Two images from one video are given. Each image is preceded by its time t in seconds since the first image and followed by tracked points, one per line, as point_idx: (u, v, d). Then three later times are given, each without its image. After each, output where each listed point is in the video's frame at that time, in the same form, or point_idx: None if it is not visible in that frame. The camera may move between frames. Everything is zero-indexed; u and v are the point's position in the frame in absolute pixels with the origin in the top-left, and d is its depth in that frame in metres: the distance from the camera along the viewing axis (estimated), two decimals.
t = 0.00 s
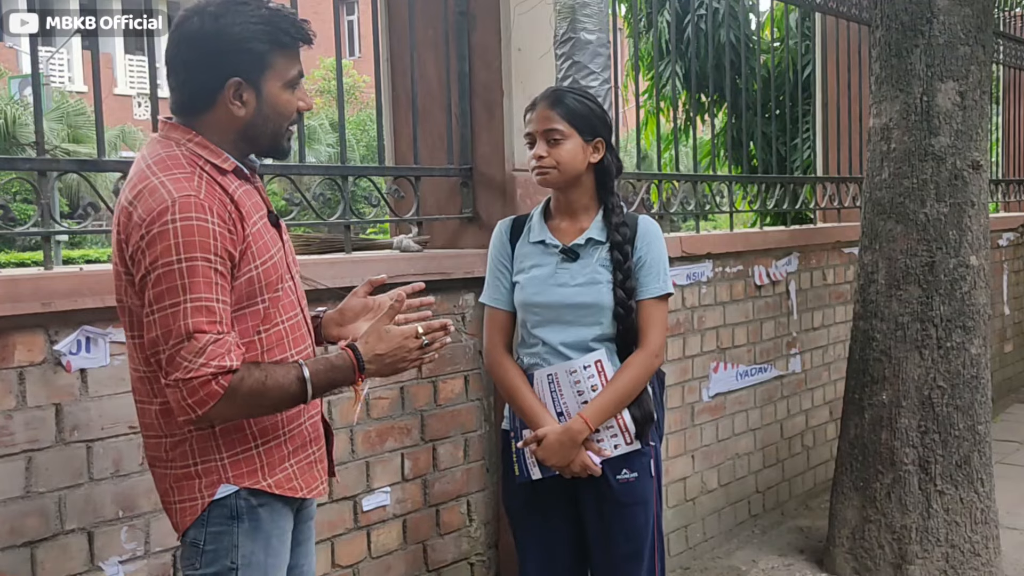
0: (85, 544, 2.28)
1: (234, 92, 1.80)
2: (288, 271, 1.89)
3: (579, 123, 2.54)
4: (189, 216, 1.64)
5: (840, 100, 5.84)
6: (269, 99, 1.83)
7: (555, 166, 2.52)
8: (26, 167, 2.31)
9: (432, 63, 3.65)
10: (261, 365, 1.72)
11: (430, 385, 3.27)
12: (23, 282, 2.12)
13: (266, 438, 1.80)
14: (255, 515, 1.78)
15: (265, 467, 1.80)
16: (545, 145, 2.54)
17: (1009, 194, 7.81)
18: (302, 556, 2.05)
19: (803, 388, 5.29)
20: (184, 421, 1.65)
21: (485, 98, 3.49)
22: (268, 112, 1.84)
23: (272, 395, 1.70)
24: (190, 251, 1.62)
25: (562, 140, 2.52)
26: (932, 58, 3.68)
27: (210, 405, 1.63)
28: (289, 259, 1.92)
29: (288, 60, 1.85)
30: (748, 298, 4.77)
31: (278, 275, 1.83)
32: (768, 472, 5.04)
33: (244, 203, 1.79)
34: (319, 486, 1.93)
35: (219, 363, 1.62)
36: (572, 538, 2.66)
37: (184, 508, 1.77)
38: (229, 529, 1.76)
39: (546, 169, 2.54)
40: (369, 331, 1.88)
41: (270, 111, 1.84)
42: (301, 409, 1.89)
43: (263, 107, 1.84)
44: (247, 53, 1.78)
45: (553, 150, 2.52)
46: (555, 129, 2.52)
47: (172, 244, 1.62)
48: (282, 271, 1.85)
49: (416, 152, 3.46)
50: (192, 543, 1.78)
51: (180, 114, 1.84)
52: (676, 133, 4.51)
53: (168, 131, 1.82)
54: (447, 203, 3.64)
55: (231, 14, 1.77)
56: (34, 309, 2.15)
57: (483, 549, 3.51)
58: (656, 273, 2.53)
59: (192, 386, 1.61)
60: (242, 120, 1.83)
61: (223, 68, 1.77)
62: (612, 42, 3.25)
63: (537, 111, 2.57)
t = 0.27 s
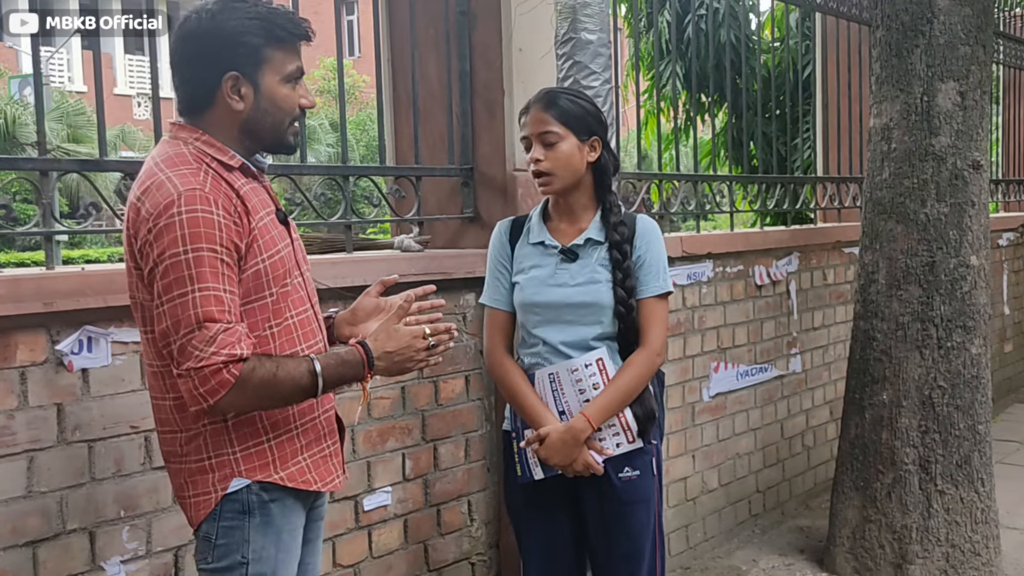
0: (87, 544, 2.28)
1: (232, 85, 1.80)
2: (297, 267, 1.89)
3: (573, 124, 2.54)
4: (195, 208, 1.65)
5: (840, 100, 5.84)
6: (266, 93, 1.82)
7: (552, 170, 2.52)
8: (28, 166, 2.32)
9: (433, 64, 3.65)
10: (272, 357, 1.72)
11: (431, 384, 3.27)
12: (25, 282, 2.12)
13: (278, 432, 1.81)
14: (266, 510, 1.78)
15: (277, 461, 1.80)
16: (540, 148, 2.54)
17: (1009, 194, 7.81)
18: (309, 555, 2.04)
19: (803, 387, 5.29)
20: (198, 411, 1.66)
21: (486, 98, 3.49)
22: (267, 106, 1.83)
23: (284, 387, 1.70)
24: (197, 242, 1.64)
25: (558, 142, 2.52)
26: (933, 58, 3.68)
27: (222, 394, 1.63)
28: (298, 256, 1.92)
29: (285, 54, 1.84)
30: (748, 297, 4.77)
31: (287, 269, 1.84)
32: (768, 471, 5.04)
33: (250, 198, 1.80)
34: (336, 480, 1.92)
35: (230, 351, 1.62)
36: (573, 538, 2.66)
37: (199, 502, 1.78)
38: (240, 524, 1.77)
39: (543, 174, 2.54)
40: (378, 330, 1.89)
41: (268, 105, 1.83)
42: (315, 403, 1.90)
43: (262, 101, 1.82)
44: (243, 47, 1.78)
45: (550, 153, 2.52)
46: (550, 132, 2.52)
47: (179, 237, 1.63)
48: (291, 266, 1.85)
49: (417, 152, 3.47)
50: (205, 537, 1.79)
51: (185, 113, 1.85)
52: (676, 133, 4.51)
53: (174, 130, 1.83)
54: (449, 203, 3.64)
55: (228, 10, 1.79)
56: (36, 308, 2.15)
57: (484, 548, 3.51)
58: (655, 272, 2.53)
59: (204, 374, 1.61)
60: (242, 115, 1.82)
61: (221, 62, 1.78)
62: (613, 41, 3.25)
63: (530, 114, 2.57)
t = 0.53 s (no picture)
0: (89, 543, 2.28)
1: (245, 83, 1.82)
2: (303, 264, 1.90)
3: (570, 122, 2.53)
4: (195, 200, 1.67)
5: (840, 99, 5.84)
6: (280, 90, 1.85)
7: (549, 167, 2.53)
8: (29, 166, 2.32)
9: (434, 64, 3.65)
10: (273, 340, 1.71)
11: (432, 384, 3.27)
12: (27, 282, 2.12)
13: (281, 426, 1.81)
14: (268, 506, 1.79)
15: (280, 455, 1.80)
16: (538, 147, 2.55)
17: (1009, 194, 7.81)
18: (314, 552, 2.06)
19: (803, 387, 5.29)
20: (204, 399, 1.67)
21: (487, 98, 3.50)
22: (280, 104, 1.85)
23: (283, 369, 1.68)
24: (197, 232, 1.65)
25: (555, 141, 2.52)
26: (933, 58, 3.68)
27: (225, 380, 1.64)
28: (306, 254, 1.93)
29: (295, 54, 1.87)
30: (749, 297, 4.77)
31: (291, 265, 1.85)
32: (769, 471, 5.04)
33: (254, 193, 1.81)
34: (341, 476, 1.93)
35: (228, 336, 1.63)
36: (571, 539, 2.66)
37: (205, 495, 1.80)
38: (242, 518, 1.78)
39: (541, 172, 2.55)
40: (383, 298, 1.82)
41: (281, 103, 1.86)
42: (321, 399, 1.90)
43: (274, 98, 1.85)
44: (255, 46, 1.81)
45: (547, 152, 2.53)
46: (546, 131, 2.53)
47: (180, 228, 1.65)
48: (296, 262, 1.87)
49: (418, 152, 3.47)
50: (209, 532, 1.81)
51: (199, 115, 1.86)
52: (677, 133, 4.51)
53: (184, 131, 1.86)
54: (450, 202, 3.64)
55: (239, 11, 1.82)
56: (38, 308, 2.15)
57: (485, 548, 3.51)
58: (656, 273, 2.50)
59: (206, 360, 1.62)
60: (255, 112, 1.84)
61: (234, 60, 1.80)
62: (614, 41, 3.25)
63: (529, 115, 2.58)
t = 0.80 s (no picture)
0: (90, 542, 2.28)
1: (252, 80, 1.85)
2: (308, 263, 1.91)
3: (574, 121, 2.53)
4: (189, 198, 1.69)
5: (840, 99, 5.84)
6: (286, 87, 1.88)
7: (553, 165, 2.54)
8: (30, 166, 2.31)
9: (434, 63, 3.65)
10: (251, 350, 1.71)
11: (432, 384, 3.27)
12: (27, 282, 2.12)
13: (279, 423, 1.82)
14: (266, 502, 1.80)
15: (277, 452, 1.81)
16: (542, 145, 2.57)
17: (1010, 194, 7.81)
18: (320, 549, 2.08)
19: (804, 387, 5.29)
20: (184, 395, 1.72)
21: (487, 98, 3.50)
22: (286, 101, 1.89)
23: (256, 381, 1.69)
24: (187, 231, 1.68)
25: (559, 140, 2.53)
26: (933, 58, 3.68)
27: (199, 381, 1.67)
28: (312, 253, 1.94)
29: (302, 55, 1.91)
30: (749, 297, 4.77)
31: (292, 264, 1.86)
32: (769, 471, 5.04)
33: (255, 193, 1.83)
34: (341, 475, 1.93)
35: (204, 339, 1.65)
36: (574, 539, 2.65)
37: (206, 490, 1.83)
38: (241, 514, 1.80)
39: (545, 169, 2.56)
40: (373, 342, 1.76)
41: (286, 100, 1.88)
42: (322, 397, 1.91)
43: (280, 96, 1.88)
44: (262, 43, 1.85)
45: (551, 150, 2.54)
46: (551, 130, 2.54)
47: (171, 226, 1.69)
48: (298, 261, 1.88)
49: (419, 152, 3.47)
50: (209, 527, 1.83)
51: (208, 114, 1.90)
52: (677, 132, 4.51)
53: (193, 130, 1.90)
54: (450, 202, 3.64)
55: (249, 12, 1.87)
56: (38, 308, 2.15)
57: (486, 548, 3.51)
58: (652, 277, 2.46)
59: (182, 360, 1.66)
60: (261, 108, 1.87)
61: (241, 57, 1.84)
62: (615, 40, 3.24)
63: (537, 114, 2.59)
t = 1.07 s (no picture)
0: (90, 542, 2.28)
1: (245, 77, 1.88)
2: (306, 263, 1.91)
3: (582, 121, 2.54)
4: (176, 199, 1.72)
5: (840, 99, 5.85)
6: (279, 83, 1.89)
7: (559, 165, 2.54)
8: (30, 165, 2.32)
9: (434, 63, 3.66)
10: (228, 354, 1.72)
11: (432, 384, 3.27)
12: (27, 282, 2.12)
13: (267, 423, 1.83)
14: (254, 499, 1.82)
15: (264, 451, 1.82)
16: (549, 144, 2.56)
17: (1010, 194, 7.81)
18: (321, 548, 2.08)
19: (803, 387, 5.29)
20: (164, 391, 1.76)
21: (487, 98, 3.49)
22: (279, 97, 1.89)
23: (230, 388, 1.70)
24: (171, 232, 1.70)
25: (566, 139, 2.53)
26: (933, 58, 3.68)
27: (176, 381, 1.70)
28: (312, 253, 1.94)
29: (299, 50, 1.92)
30: (749, 297, 4.77)
31: (286, 265, 1.86)
32: (769, 471, 5.04)
33: (249, 194, 1.84)
34: (332, 477, 1.92)
35: (181, 340, 1.67)
36: (574, 539, 2.66)
37: (198, 487, 1.87)
38: (231, 512, 1.82)
39: (551, 169, 2.56)
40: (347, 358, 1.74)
41: (280, 96, 1.89)
42: (314, 399, 1.91)
43: (273, 92, 1.89)
44: (255, 40, 1.88)
45: (557, 150, 2.54)
46: (558, 129, 2.54)
47: (158, 226, 1.71)
48: (293, 262, 1.88)
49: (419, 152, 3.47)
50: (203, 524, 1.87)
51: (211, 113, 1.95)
52: (677, 133, 4.51)
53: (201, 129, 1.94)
54: (450, 202, 3.64)
55: (246, 11, 1.90)
56: (38, 308, 2.15)
57: (486, 547, 3.51)
58: (658, 279, 2.47)
59: (160, 359, 1.69)
60: (253, 105, 1.89)
61: (232, 54, 1.87)
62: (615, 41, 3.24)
63: (543, 112, 2.59)
